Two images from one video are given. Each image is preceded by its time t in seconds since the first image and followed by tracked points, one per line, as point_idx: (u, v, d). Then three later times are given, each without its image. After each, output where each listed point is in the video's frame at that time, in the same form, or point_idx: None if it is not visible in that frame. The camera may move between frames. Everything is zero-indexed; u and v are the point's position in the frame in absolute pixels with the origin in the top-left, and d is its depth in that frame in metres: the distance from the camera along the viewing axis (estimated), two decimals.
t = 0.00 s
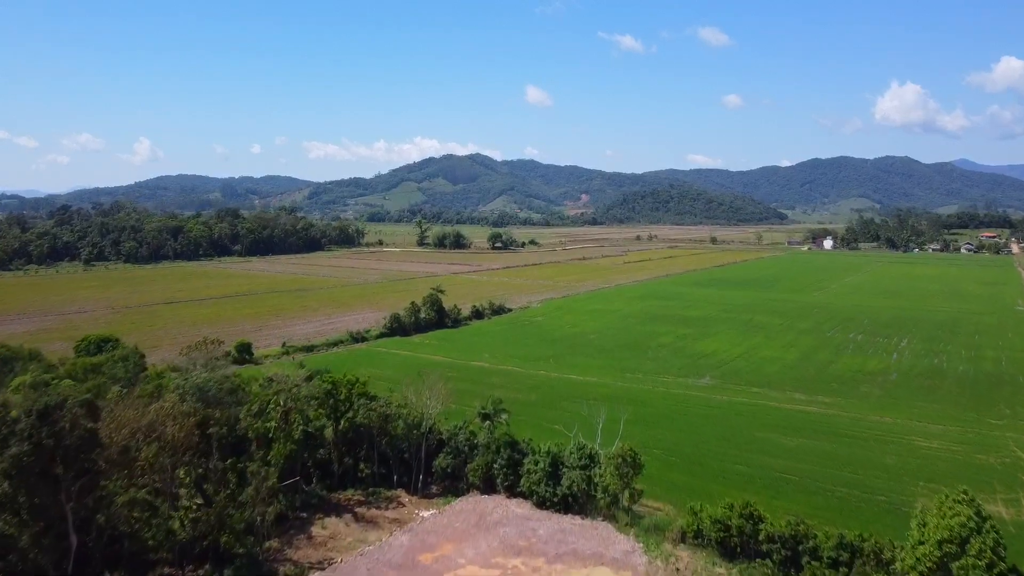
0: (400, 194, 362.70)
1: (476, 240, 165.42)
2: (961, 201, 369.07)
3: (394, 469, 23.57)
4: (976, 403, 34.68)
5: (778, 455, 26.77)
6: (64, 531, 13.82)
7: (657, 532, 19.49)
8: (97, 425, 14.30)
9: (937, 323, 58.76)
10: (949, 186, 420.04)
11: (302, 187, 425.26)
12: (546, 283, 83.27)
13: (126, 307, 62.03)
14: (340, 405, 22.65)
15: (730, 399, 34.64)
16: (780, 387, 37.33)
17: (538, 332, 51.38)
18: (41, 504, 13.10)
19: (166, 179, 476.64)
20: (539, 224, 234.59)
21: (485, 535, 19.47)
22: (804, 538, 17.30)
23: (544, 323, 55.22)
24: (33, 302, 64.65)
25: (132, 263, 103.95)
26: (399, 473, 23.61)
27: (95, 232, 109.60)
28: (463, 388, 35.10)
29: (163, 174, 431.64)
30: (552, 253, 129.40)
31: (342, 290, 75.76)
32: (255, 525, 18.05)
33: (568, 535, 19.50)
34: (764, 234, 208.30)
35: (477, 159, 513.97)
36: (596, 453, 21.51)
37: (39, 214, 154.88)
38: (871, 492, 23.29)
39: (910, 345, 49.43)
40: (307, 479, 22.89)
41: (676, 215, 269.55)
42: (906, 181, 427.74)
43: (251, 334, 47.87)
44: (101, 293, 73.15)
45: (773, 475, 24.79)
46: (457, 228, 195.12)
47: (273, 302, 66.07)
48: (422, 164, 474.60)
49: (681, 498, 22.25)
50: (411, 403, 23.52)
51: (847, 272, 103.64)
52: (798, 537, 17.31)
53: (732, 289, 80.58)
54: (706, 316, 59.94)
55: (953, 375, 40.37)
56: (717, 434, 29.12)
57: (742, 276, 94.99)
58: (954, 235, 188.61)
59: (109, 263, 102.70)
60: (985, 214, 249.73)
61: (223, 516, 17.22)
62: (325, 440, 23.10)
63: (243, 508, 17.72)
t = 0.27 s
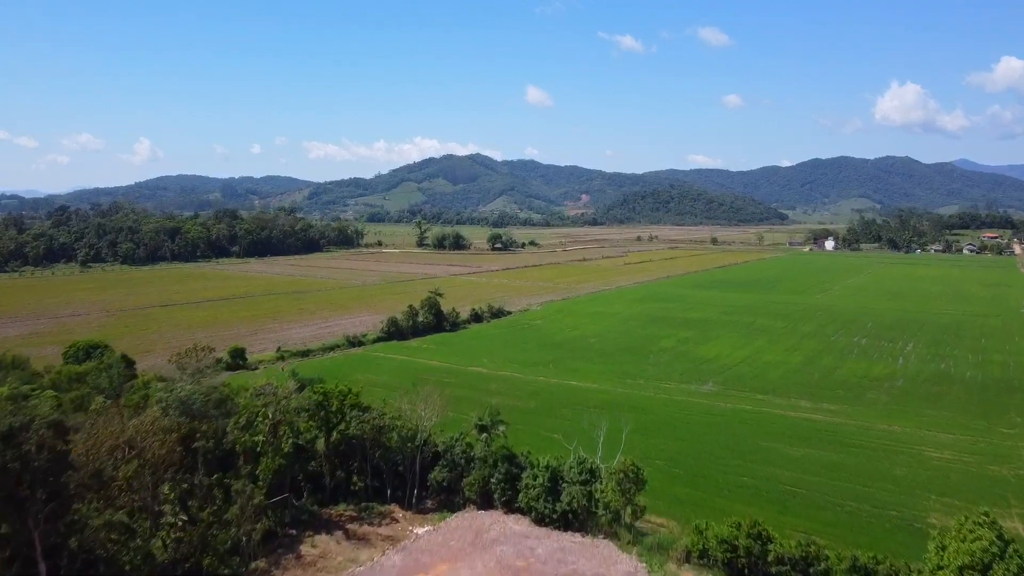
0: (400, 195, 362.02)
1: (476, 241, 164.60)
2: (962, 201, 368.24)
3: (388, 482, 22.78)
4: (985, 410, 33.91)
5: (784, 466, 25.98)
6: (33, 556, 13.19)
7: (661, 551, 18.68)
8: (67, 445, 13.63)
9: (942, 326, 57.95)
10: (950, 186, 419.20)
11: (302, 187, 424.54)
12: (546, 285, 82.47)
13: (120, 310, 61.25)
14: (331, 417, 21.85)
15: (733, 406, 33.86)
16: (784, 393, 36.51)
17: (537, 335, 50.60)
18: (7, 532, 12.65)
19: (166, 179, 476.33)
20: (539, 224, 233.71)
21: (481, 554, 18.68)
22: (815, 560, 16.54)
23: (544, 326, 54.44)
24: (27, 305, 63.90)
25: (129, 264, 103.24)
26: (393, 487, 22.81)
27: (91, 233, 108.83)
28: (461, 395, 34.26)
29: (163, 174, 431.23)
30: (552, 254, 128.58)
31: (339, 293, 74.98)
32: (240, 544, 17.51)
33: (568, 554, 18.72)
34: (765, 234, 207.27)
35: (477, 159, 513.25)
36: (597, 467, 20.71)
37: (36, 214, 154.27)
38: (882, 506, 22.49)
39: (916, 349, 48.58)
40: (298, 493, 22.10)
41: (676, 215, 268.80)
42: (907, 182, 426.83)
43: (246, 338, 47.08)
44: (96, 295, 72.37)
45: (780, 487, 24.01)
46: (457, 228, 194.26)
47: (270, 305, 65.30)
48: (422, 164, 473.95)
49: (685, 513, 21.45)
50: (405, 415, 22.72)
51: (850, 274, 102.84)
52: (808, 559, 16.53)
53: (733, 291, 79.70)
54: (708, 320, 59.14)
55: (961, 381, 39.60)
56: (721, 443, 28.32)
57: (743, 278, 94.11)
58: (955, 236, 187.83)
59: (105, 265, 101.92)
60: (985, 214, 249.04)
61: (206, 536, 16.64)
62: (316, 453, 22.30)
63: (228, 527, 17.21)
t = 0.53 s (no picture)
0: (400, 195, 361.21)
1: (476, 241, 163.71)
2: (963, 201, 367.09)
3: (382, 497, 21.95)
4: (996, 417, 33.06)
5: (791, 478, 25.13)
6: None
7: (665, 571, 17.81)
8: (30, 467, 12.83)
9: (948, 330, 57.06)
10: (951, 186, 418.09)
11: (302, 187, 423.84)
12: (546, 287, 81.60)
13: (114, 313, 60.48)
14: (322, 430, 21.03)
15: (738, 414, 33.03)
16: (789, 400, 35.67)
17: (537, 340, 49.76)
18: None
19: (165, 180, 475.72)
20: (539, 224, 232.78)
21: None
22: None
23: (544, 330, 53.62)
24: (21, 307, 63.20)
25: (126, 265, 102.59)
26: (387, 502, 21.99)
27: (88, 234, 108.13)
28: (458, 403, 33.46)
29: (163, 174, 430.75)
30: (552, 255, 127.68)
31: (336, 295, 74.19)
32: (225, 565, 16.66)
33: None
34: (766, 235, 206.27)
35: (477, 159, 512.42)
36: (597, 483, 19.87)
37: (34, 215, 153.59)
38: (893, 522, 21.70)
39: (922, 353, 47.74)
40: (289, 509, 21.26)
41: (677, 215, 267.86)
42: (908, 182, 425.81)
43: (241, 343, 46.32)
44: (91, 298, 71.61)
45: (787, 501, 23.17)
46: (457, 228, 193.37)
47: (267, 308, 64.50)
48: (422, 164, 473.24)
49: (689, 531, 20.61)
50: (399, 427, 21.90)
51: (853, 275, 101.93)
52: None
53: (735, 293, 78.93)
54: (710, 323, 58.29)
55: (970, 387, 38.74)
56: (726, 454, 27.48)
57: (745, 279, 93.23)
58: (958, 236, 186.78)
59: (102, 266, 101.20)
60: (987, 214, 248.02)
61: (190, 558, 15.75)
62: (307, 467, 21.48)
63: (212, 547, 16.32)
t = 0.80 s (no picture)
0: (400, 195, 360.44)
1: (476, 242, 162.95)
2: (964, 201, 366.14)
3: (375, 513, 21.16)
4: (1006, 425, 32.28)
5: (799, 492, 24.29)
6: None
7: None
8: None
9: (953, 333, 56.28)
10: (952, 186, 417.05)
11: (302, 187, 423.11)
12: (546, 289, 80.81)
13: (108, 316, 59.66)
14: (312, 443, 20.24)
15: (742, 422, 32.23)
16: (794, 408, 34.85)
17: (536, 344, 48.97)
18: None
19: (165, 180, 475.14)
20: (540, 224, 231.99)
21: None
22: None
23: (544, 333, 52.81)
24: (14, 311, 62.46)
25: (123, 267, 101.87)
26: (380, 517, 21.17)
27: (85, 235, 107.37)
28: (456, 411, 32.67)
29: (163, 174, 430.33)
30: (552, 256, 126.85)
31: (334, 297, 73.41)
32: None
33: None
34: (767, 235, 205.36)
35: (477, 159, 511.63)
36: (598, 499, 19.06)
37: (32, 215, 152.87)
38: (905, 538, 20.90)
39: (928, 358, 46.90)
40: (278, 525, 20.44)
41: (677, 215, 267.01)
42: (909, 182, 424.57)
43: (236, 347, 45.55)
44: (86, 300, 70.86)
45: (796, 516, 22.32)
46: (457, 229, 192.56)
47: (263, 311, 63.69)
48: (422, 164, 472.53)
49: (694, 549, 19.81)
50: (392, 440, 21.13)
51: (855, 277, 101.09)
52: None
53: (737, 295, 78.10)
54: (712, 326, 57.48)
55: (978, 393, 37.94)
56: (731, 465, 26.63)
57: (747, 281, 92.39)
58: (959, 237, 185.87)
59: (98, 268, 100.41)
60: (988, 214, 247.00)
61: None
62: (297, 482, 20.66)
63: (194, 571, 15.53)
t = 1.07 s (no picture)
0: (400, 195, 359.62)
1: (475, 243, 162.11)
2: (965, 201, 365.07)
3: (367, 530, 20.32)
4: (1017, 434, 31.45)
5: (807, 506, 23.42)
6: None
7: None
8: None
9: (959, 336, 55.43)
10: (953, 186, 415.93)
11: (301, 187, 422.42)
12: (545, 291, 79.97)
13: (101, 319, 58.80)
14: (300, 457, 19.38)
15: (746, 431, 31.37)
16: (800, 415, 33.99)
17: (536, 348, 48.12)
18: None
19: (165, 179, 474.58)
20: (540, 224, 231.16)
21: None
22: None
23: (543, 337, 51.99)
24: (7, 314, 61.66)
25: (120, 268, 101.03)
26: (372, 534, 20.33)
27: (82, 236, 106.54)
28: (452, 420, 31.82)
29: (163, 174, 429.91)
30: (552, 257, 125.98)
31: (331, 300, 72.60)
32: None
33: None
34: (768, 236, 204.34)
35: (477, 159, 510.88)
36: (598, 517, 18.20)
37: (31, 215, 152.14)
38: (918, 557, 20.03)
39: (934, 362, 46.06)
40: (267, 543, 19.61)
41: (678, 215, 266.18)
42: (910, 182, 423.51)
43: (230, 352, 44.72)
44: (81, 303, 70.07)
45: (804, 532, 21.47)
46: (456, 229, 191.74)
47: (260, 313, 62.89)
48: (422, 164, 471.76)
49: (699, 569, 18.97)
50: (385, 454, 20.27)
51: (858, 278, 100.18)
52: None
53: (739, 297, 77.27)
54: (714, 329, 56.65)
55: (987, 400, 37.10)
56: (736, 477, 25.76)
57: (749, 283, 91.49)
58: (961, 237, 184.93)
59: (94, 269, 99.64)
60: (990, 214, 246.00)
61: None
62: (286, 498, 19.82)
63: None
